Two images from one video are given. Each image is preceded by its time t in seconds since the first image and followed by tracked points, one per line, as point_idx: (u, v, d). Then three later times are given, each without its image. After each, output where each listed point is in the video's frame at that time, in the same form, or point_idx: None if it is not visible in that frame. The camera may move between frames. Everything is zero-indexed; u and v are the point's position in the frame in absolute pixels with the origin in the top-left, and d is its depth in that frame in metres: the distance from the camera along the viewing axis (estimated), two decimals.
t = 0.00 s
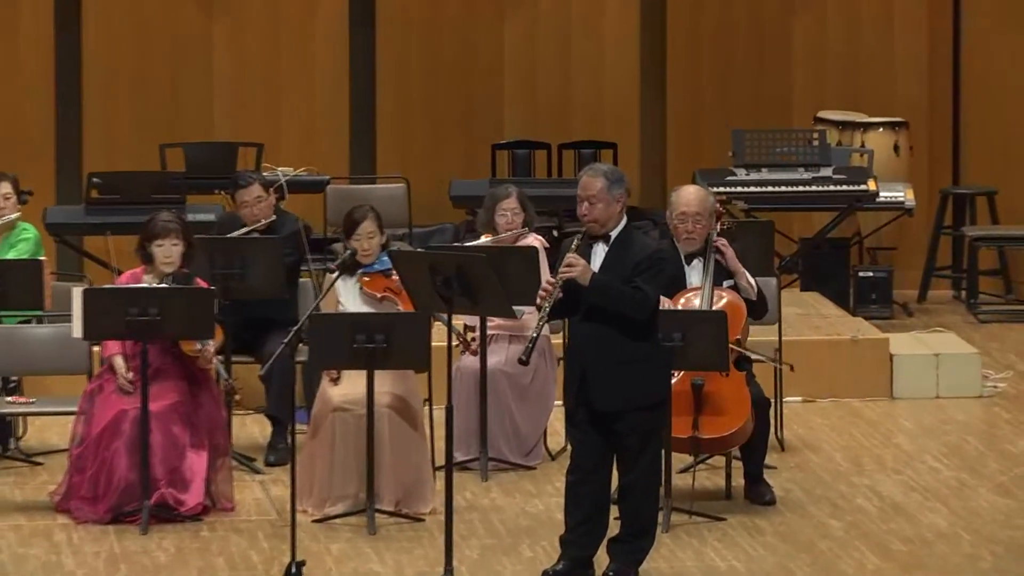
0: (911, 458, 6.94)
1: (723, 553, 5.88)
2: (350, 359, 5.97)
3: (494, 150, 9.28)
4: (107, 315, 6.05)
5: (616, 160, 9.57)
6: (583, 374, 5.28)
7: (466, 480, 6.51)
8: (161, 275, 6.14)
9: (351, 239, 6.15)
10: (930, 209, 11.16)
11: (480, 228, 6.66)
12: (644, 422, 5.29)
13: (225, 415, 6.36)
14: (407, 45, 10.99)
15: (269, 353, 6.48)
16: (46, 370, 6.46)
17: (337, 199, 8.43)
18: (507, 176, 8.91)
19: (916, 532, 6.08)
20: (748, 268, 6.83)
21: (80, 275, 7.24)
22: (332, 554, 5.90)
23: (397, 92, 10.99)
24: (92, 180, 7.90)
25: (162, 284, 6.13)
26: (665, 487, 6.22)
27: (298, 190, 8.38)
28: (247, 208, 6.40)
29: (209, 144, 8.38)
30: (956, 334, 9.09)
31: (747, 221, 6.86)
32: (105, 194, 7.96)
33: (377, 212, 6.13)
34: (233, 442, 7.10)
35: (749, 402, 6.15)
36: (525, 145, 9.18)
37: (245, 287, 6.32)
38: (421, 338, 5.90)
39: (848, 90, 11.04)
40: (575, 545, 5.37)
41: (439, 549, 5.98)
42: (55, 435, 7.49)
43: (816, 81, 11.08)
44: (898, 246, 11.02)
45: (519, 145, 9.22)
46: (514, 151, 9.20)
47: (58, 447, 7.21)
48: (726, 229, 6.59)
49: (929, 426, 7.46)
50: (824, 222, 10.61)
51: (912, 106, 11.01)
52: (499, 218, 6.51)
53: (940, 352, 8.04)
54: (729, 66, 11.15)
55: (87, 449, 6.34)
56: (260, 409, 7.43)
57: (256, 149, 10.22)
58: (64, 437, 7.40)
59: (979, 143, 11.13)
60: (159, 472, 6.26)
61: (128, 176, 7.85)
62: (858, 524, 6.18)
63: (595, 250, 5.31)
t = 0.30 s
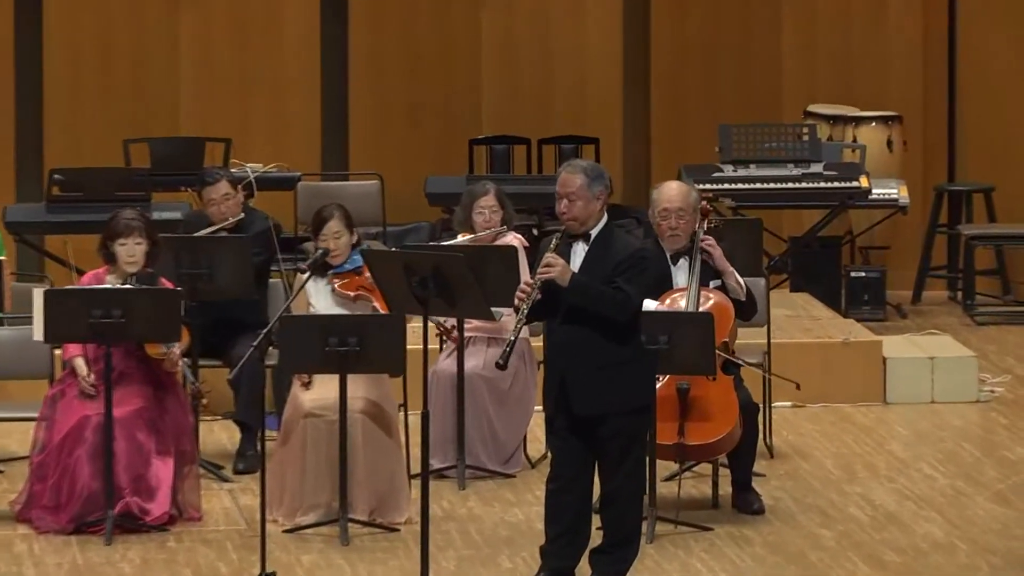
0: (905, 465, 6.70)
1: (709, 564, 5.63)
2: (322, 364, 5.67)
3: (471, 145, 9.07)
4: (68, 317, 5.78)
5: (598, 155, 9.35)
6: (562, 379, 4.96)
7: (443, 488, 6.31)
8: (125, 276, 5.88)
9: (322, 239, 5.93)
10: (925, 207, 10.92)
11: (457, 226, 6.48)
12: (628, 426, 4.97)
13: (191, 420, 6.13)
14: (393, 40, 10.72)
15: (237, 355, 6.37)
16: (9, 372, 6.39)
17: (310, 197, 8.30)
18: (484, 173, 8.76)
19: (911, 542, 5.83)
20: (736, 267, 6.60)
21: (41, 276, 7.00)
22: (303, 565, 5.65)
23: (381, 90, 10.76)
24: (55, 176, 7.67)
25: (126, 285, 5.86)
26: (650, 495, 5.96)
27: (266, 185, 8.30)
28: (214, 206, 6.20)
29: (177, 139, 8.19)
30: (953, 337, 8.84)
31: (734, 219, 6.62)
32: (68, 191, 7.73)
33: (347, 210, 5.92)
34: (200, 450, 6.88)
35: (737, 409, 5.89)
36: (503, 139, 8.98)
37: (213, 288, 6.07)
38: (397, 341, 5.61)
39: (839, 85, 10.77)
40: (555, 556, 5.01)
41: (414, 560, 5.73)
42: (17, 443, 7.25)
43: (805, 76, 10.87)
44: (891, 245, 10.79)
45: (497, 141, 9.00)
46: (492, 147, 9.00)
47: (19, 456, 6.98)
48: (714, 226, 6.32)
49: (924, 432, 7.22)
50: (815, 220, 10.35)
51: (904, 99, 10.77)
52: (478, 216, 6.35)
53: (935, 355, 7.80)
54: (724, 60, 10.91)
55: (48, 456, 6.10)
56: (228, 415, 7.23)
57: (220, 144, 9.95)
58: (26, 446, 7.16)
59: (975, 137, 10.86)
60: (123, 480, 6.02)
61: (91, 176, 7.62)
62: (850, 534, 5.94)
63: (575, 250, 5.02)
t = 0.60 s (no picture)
0: (906, 472, 6.46)
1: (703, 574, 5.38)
2: (299, 366, 5.42)
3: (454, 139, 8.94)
4: (33, 319, 5.52)
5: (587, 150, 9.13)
6: (549, 382, 4.68)
7: (425, 495, 6.11)
8: (93, 275, 5.64)
9: (301, 236, 5.71)
10: (928, 204, 10.68)
11: (440, 225, 6.34)
12: (616, 430, 4.70)
13: (163, 425, 5.89)
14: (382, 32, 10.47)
15: (211, 358, 6.21)
16: None
17: (286, 193, 7.87)
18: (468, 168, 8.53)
19: (912, 551, 5.60)
20: (731, 265, 6.36)
21: (9, 276, 6.76)
22: None
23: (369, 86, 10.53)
24: (21, 171, 7.45)
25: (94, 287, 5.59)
26: (641, 503, 5.72)
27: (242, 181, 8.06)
28: (187, 202, 6.03)
29: (144, 135, 7.94)
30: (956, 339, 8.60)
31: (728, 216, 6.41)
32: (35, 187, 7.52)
33: (328, 205, 5.70)
34: (173, 456, 6.65)
35: (731, 411, 5.65)
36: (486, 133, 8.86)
37: (186, 288, 5.86)
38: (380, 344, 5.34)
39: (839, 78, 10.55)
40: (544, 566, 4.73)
41: (394, 571, 5.47)
42: None
43: (802, 68, 10.62)
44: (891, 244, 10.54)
45: (481, 134, 8.94)
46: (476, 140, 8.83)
47: None
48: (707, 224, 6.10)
49: (925, 438, 6.98)
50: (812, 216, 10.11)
51: (904, 92, 10.56)
52: (461, 213, 6.21)
53: (937, 357, 7.56)
54: (722, 53, 10.67)
55: (15, 462, 5.87)
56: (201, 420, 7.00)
57: (196, 137, 9.69)
58: None
59: (979, 132, 10.61)
60: (93, 488, 5.77)
61: (57, 175, 7.41)
62: (848, 543, 5.70)
63: (561, 248, 4.75)
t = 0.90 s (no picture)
0: (913, 480, 6.24)
1: None
2: (280, 370, 5.17)
3: (444, 133, 8.84)
4: (5, 318, 5.27)
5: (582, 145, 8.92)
6: (542, 388, 4.44)
7: (413, 505, 5.89)
8: (66, 273, 5.42)
9: (288, 232, 5.50)
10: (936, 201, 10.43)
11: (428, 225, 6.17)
12: (612, 436, 4.47)
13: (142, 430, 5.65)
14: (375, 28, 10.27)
15: (191, 362, 6.00)
16: None
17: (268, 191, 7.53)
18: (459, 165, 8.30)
19: (919, 562, 5.37)
20: (732, 265, 6.14)
21: None
22: None
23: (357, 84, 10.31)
24: None
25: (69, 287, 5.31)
26: (638, 512, 5.49)
27: (220, 178, 7.86)
28: (166, 197, 5.90)
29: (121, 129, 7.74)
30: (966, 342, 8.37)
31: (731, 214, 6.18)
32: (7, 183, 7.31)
33: (312, 203, 5.49)
34: (153, 463, 6.43)
35: (731, 416, 5.43)
36: (476, 128, 8.70)
37: (165, 290, 5.63)
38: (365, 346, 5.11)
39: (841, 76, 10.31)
40: None
41: None
42: None
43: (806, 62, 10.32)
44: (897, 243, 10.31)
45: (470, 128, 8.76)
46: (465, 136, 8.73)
47: None
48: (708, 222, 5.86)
49: (933, 444, 6.76)
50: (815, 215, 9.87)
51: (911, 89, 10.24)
52: (450, 212, 6.03)
53: (945, 360, 7.34)
54: (723, 49, 10.44)
55: None
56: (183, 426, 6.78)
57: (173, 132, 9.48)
58: None
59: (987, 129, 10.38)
60: (68, 497, 5.53)
61: (35, 168, 7.19)
62: (853, 554, 5.47)
63: (554, 249, 4.50)
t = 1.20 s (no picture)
0: (925, 488, 6.02)
1: None
2: (267, 374, 4.92)
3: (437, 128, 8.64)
4: None
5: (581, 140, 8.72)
6: (538, 393, 4.22)
7: (404, 515, 5.68)
8: (42, 270, 5.18)
9: (276, 231, 5.28)
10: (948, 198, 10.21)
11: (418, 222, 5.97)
12: (611, 444, 4.24)
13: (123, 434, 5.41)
14: (376, 20, 10.08)
15: (173, 366, 5.85)
16: None
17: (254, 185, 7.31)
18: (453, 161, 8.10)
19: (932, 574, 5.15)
20: (737, 265, 5.93)
21: None
22: None
23: (354, 79, 10.09)
24: None
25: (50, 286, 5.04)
26: (638, 522, 5.26)
27: (204, 174, 7.68)
28: (145, 194, 5.80)
29: (102, 124, 7.55)
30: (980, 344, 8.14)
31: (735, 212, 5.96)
32: None
33: (304, 200, 5.27)
34: (135, 471, 6.22)
35: (734, 421, 5.20)
36: (472, 122, 8.50)
37: (144, 291, 5.47)
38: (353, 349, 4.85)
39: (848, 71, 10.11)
40: None
41: None
42: None
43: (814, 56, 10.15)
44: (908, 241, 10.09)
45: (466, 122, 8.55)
46: (459, 130, 8.53)
47: None
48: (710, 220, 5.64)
49: (946, 450, 6.53)
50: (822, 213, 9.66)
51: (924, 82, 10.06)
52: (441, 209, 5.84)
53: (958, 364, 7.12)
54: (730, 43, 10.25)
55: None
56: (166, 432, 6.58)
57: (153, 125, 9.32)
58: None
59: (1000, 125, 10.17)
60: (45, 506, 5.31)
61: (2, 165, 6.86)
62: (863, 565, 5.25)
63: (548, 249, 4.27)
